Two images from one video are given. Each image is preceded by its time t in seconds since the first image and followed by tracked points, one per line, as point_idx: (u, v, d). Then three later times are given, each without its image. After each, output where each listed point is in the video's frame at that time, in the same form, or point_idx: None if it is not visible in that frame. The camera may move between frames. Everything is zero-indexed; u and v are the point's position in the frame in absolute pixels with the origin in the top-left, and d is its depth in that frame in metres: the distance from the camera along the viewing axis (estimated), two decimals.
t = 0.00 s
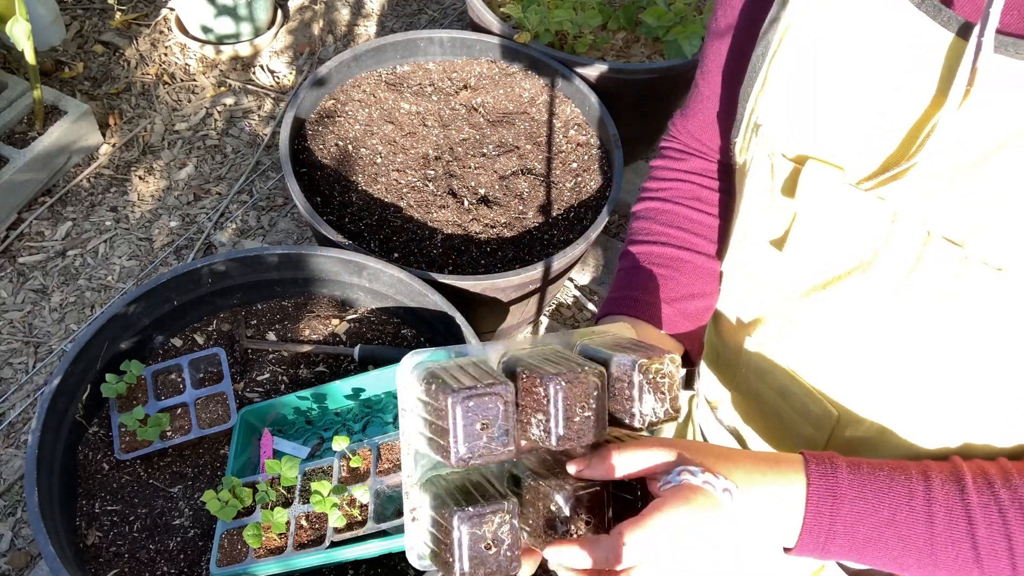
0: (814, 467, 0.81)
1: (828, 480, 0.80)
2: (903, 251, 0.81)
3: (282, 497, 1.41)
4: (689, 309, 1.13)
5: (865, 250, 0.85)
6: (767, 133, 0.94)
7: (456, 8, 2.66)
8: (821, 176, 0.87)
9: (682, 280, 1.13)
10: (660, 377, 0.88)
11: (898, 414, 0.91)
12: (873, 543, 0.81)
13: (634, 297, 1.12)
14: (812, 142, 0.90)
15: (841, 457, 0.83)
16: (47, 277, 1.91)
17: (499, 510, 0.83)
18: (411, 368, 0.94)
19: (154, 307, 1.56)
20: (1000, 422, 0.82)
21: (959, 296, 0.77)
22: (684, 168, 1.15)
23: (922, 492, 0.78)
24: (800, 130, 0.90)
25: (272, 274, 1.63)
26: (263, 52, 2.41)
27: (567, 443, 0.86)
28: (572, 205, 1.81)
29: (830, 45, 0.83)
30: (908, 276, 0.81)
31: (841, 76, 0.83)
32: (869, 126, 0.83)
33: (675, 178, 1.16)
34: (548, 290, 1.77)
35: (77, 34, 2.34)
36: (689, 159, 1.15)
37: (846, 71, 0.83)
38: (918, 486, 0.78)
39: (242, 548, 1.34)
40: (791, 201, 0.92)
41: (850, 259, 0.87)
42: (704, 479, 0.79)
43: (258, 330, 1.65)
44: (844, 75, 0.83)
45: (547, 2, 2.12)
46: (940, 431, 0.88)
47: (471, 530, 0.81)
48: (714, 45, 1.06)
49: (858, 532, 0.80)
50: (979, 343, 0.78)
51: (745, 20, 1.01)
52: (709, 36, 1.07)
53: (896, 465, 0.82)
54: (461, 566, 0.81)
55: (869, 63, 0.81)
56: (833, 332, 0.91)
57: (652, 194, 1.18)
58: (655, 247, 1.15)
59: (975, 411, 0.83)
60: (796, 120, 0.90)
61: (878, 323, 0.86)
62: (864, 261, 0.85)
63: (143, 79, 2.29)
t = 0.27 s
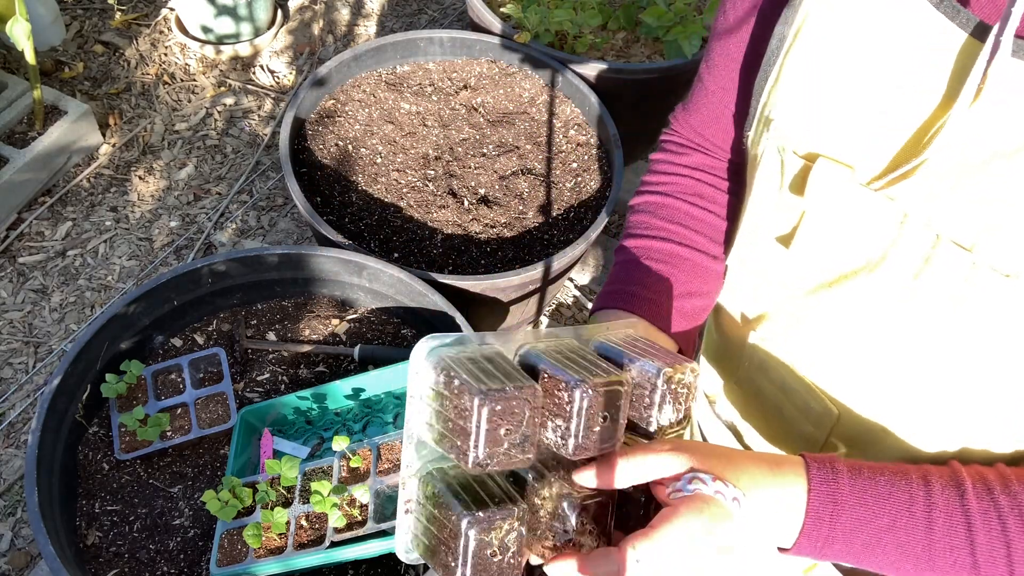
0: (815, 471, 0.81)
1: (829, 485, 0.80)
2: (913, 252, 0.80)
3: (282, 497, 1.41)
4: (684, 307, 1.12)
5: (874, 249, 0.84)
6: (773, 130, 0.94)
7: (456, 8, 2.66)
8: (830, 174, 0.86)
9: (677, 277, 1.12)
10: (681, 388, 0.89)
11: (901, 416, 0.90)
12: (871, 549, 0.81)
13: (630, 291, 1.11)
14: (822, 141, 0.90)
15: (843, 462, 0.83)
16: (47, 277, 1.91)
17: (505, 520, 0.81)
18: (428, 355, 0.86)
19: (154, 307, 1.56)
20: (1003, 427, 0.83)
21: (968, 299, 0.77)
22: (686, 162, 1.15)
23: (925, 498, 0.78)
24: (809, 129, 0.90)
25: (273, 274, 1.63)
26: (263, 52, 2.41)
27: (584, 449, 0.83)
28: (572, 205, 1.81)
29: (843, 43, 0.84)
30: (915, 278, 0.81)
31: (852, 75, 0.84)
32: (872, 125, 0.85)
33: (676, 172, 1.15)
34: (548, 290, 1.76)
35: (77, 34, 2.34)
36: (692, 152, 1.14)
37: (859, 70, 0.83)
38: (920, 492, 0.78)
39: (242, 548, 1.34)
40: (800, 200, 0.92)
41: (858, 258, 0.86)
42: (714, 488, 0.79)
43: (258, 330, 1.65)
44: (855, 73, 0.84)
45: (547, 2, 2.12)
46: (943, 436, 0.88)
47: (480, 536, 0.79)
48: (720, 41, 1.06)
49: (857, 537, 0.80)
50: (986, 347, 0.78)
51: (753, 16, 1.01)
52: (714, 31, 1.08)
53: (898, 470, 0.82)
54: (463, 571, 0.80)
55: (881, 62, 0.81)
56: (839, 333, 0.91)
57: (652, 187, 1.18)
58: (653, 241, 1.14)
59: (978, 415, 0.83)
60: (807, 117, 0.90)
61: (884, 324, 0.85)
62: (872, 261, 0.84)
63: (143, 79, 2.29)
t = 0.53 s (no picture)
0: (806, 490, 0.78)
1: (819, 502, 0.77)
2: (925, 256, 0.79)
3: (282, 497, 1.41)
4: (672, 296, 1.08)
5: (886, 250, 0.83)
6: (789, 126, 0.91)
7: (456, 8, 2.66)
8: (843, 173, 0.85)
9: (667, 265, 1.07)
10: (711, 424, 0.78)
11: (907, 424, 0.89)
12: (859, 565, 0.79)
13: (615, 271, 1.06)
14: (838, 138, 0.87)
15: (834, 477, 0.80)
16: (47, 277, 1.91)
17: (530, 564, 0.69)
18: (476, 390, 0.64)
19: (154, 307, 1.56)
20: (1007, 441, 0.81)
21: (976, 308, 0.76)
22: (686, 144, 1.09)
23: (915, 515, 0.75)
24: (822, 127, 0.88)
25: (272, 274, 1.63)
26: (263, 52, 2.41)
27: (612, 490, 0.70)
28: (572, 205, 1.81)
29: (862, 40, 0.81)
30: (926, 283, 0.79)
31: (870, 74, 0.82)
32: (872, 125, 0.84)
33: (676, 153, 1.10)
34: (548, 290, 1.76)
35: (77, 34, 2.34)
36: (694, 135, 1.09)
37: (878, 67, 0.81)
38: (911, 511, 0.76)
39: (242, 548, 1.34)
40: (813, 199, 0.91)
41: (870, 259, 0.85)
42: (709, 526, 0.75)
43: (258, 330, 1.65)
44: (874, 72, 0.82)
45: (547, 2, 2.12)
46: (946, 446, 0.87)
47: None
48: (740, 23, 1.01)
49: (845, 555, 0.78)
50: (994, 356, 0.77)
51: None
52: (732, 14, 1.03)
53: (893, 488, 0.78)
54: None
55: (900, 61, 0.79)
56: (847, 335, 0.90)
57: (650, 166, 1.13)
58: (644, 221, 1.09)
59: (983, 426, 0.81)
60: (822, 115, 0.88)
61: (893, 327, 0.84)
62: (883, 262, 0.83)
63: (143, 79, 2.29)
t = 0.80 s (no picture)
0: (778, 488, 0.81)
1: (787, 503, 0.80)
2: (928, 257, 0.79)
3: (282, 497, 1.41)
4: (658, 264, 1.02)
5: (889, 247, 0.82)
6: (810, 110, 0.89)
7: (456, 8, 2.66)
8: (851, 164, 0.83)
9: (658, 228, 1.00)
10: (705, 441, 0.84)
11: (889, 431, 0.89)
12: (825, 563, 0.81)
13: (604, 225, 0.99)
14: (852, 134, 0.87)
15: (804, 478, 0.82)
16: (47, 277, 1.91)
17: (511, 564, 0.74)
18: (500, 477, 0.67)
19: (154, 307, 1.56)
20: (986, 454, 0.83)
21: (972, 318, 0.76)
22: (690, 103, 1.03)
23: (880, 519, 0.77)
24: (838, 118, 0.87)
25: (272, 274, 1.63)
26: (263, 52, 2.41)
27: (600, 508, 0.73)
28: (572, 205, 1.81)
29: (888, 32, 0.80)
30: (924, 286, 0.80)
31: (895, 69, 0.81)
32: (877, 125, 0.84)
33: (677, 111, 1.04)
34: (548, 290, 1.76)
35: (77, 34, 2.34)
36: (697, 94, 1.03)
37: (902, 56, 0.79)
38: (877, 515, 0.78)
39: (242, 548, 1.34)
40: (816, 188, 0.88)
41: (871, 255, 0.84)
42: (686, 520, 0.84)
43: (258, 330, 1.65)
44: (901, 65, 0.80)
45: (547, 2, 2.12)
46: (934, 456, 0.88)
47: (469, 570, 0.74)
48: None
49: (811, 553, 0.81)
50: (986, 366, 0.78)
51: None
52: None
53: (868, 487, 0.81)
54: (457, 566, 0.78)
55: (925, 56, 0.78)
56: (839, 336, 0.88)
57: (648, 120, 1.06)
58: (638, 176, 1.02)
59: (970, 438, 0.82)
60: (840, 105, 0.87)
61: (887, 329, 0.83)
62: (885, 261, 0.82)
63: (143, 79, 2.29)
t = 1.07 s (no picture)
0: (767, 476, 0.82)
1: (776, 492, 0.81)
2: (920, 249, 0.80)
3: (282, 497, 1.41)
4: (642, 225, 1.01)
5: (881, 237, 0.83)
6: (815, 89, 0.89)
7: (456, 8, 2.66)
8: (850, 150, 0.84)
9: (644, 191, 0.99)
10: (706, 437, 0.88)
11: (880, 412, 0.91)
12: (807, 552, 0.83)
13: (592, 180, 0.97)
14: (858, 120, 0.86)
15: (793, 465, 0.84)
16: (47, 277, 1.91)
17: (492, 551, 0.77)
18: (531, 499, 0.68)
19: (154, 307, 1.56)
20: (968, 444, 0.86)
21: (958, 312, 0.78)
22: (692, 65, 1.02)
23: (864, 509, 0.79)
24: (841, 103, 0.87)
25: (272, 274, 1.64)
26: (263, 52, 2.41)
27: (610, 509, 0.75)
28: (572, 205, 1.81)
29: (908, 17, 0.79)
30: (915, 277, 0.81)
31: (903, 60, 0.80)
32: (878, 121, 0.84)
33: (676, 78, 1.03)
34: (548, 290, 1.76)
35: (77, 34, 2.34)
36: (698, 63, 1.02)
37: (906, 48, 0.80)
38: (861, 504, 0.80)
39: (242, 548, 1.34)
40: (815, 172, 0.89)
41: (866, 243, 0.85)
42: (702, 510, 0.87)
43: (258, 330, 1.65)
44: (911, 55, 0.79)
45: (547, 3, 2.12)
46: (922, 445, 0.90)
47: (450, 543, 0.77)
48: None
49: (795, 539, 0.82)
50: (971, 357, 0.79)
51: None
52: None
53: (856, 471, 0.83)
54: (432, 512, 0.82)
55: (937, 45, 0.77)
56: (832, 320, 0.90)
57: (645, 86, 1.05)
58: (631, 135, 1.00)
59: (955, 427, 0.85)
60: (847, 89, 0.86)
61: (878, 314, 0.85)
62: (879, 249, 0.83)
63: (143, 79, 2.29)
